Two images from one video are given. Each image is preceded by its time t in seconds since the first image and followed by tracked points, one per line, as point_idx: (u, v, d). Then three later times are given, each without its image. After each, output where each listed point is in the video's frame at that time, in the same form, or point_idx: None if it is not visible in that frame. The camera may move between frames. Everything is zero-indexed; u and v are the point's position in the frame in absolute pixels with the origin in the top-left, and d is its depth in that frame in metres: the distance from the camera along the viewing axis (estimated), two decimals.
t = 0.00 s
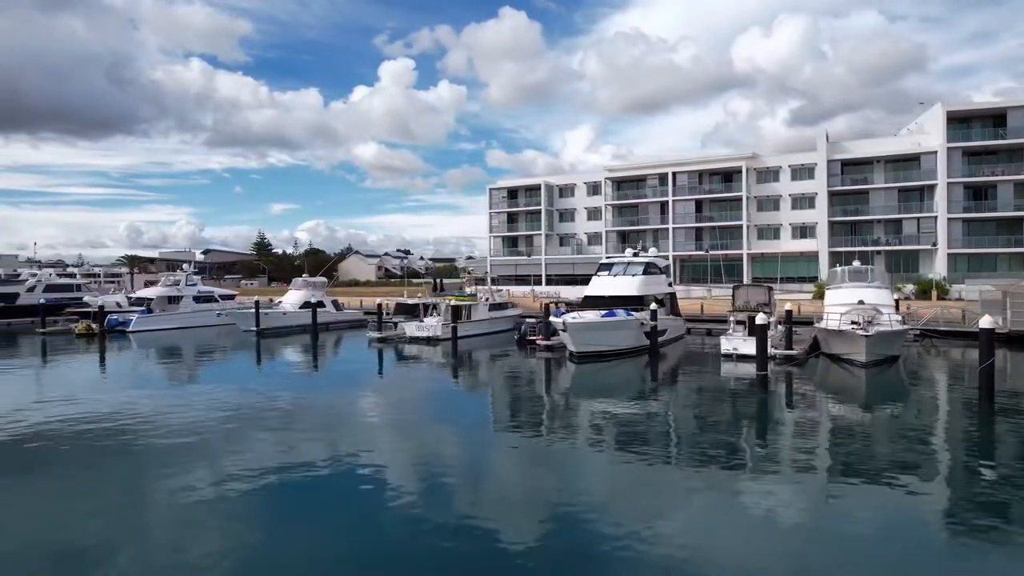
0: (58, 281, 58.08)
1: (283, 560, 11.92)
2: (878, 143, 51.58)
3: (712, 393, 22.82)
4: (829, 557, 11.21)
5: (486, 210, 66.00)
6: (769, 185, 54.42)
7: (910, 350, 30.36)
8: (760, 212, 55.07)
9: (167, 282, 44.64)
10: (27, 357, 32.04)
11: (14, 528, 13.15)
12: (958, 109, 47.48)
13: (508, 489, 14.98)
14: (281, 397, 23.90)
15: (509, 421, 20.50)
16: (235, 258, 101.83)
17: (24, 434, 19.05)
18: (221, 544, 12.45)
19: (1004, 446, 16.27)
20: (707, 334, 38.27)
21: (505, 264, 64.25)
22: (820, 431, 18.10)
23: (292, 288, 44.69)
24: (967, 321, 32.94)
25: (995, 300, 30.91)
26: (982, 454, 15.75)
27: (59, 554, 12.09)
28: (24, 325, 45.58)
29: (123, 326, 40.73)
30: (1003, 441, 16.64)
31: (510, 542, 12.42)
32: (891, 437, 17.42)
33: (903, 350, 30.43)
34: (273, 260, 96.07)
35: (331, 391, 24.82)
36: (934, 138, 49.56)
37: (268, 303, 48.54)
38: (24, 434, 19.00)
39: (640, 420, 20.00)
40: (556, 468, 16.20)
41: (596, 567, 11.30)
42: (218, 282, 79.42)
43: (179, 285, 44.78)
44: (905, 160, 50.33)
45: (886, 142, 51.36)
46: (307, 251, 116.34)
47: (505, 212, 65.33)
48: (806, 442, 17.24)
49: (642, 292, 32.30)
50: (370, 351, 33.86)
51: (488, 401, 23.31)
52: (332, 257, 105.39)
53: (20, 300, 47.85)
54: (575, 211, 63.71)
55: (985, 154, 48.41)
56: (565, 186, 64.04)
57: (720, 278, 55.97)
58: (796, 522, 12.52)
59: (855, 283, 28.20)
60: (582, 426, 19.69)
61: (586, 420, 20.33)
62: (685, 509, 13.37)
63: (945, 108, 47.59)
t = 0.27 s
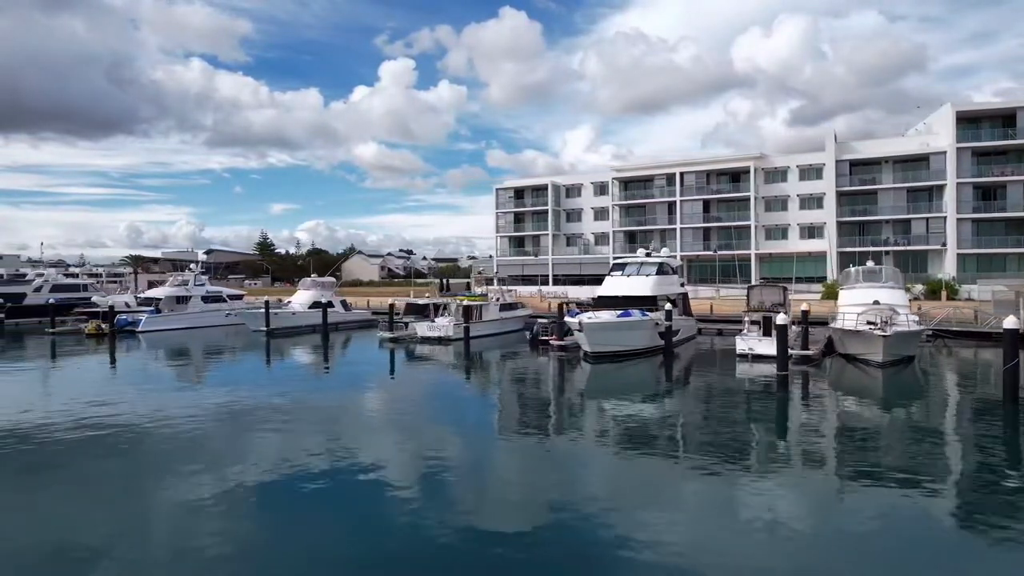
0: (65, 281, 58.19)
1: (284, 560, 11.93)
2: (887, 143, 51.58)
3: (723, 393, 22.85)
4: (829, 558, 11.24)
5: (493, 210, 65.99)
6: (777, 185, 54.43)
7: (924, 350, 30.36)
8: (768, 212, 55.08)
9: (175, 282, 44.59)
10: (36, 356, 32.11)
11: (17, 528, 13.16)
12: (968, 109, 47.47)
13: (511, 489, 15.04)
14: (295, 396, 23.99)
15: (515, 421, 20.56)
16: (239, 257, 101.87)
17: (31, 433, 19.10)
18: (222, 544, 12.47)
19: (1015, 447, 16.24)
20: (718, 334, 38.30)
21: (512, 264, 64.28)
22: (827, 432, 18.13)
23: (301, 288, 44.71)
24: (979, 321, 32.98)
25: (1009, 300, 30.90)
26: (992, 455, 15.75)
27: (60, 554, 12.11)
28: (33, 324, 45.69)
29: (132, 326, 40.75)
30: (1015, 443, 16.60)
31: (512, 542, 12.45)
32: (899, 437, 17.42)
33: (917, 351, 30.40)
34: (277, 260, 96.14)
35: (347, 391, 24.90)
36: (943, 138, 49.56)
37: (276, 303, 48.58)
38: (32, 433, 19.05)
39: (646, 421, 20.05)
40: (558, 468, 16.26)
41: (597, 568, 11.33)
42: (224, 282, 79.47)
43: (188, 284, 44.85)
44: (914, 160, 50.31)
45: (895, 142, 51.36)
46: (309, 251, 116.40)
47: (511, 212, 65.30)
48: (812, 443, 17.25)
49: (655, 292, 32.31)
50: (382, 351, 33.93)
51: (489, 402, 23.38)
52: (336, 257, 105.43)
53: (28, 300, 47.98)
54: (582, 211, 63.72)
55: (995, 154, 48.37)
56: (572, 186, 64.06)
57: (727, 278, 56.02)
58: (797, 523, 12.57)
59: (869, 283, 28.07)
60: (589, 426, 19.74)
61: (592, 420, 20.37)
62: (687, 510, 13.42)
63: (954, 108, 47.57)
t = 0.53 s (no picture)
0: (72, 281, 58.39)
1: (280, 561, 11.92)
2: (895, 143, 51.55)
3: (735, 393, 22.86)
4: (826, 561, 11.27)
5: (500, 210, 65.97)
6: (784, 185, 54.45)
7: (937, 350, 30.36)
8: (776, 213, 55.12)
9: (183, 282, 44.56)
10: (43, 356, 32.19)
11: (14, 526, 13.18)
12: (977, 110, 47.40)
13: (511, 489, 15.08)
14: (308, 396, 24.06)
15: (521, 422, 20.59)
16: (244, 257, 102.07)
17: (36, 433, 19.14)
18: (218, 545, 12.45)
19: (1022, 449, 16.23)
20: (728, 334, 38.34)
21: (518, 264, 64.31)
22: (831, 432, 18.16)
23: (309, 288, 44.77)
24: (991, 321, 32.93)
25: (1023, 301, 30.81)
26: (998, 457, 15.75)
27: (56, 553, 12.10)
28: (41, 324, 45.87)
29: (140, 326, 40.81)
30: None
31: (509, 542, 12.48)
32: (904, 438, 17.44)
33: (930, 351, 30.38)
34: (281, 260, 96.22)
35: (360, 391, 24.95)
36: (950, 138, 49.52)
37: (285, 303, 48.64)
38: (38, 433, 19.10)
39: (650, 421, 20.09)
40: (560, 468, 16.31)
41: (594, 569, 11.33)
42: (228, 282, 79.57)
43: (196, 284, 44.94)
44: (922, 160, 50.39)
45: (903, 142, 51.32)
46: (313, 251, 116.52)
47: (518, 212, 65.26)
48: (815, 444, 17.28)
49: (668, 292, 32.29)
50: (393, 351, 33.97)
51: (497, 401, 23.42)
52: (339, 257, 105.48)
53: (36, 300, 48.14)
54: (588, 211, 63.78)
55: (1003, 154, 48.25)
56: (579, 186, 64.11)
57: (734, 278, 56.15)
58: (796, 524, 12.61)
59: (881, 283, 28.05)
60: (594, 426, 19.80)
61: (597, 420, 20.42)
62: (686, 511, 13.46)
63: (962, 108, 47.47)
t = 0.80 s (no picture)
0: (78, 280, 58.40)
1: (281, 561, 11.92)
2: (902, 143, 51.54)
3: (745, 393, 22.90)
4: (825, 560, 11.34)
5: (506, 210, 65.93)
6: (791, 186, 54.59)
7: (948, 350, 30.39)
8: (782, 213, 55.21)
9: (190, 283, 44.43)
10: (50, 356, 32.22)
11: (13, 527, 13.13)
12: (985, 110, 47.41)
13: (513, 488, 15.13)
14: (320, 396, 24.09)
15: (527, 421, 20.65)
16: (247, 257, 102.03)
17: (43, 433, 19.16)
18: (219, 545, 12.46)
19: None
20: (738, 334, 38.35)
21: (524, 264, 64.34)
22: (835, 432, 18.22)
23: (317, 288, 44.82)
24: (1001, 321, 32.96)
25: None
26: (1002, 456, 15.79)
27: (57, 554, 12.09)
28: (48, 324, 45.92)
29: (147, 326, 40.80)
30: None
31: (509, 542, 12.47)
32: (908, 437, 17.49)
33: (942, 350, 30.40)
34: (284, 260, 96.19)
35: (372, 391, 24.96)
36: (958, 138, 49.56)
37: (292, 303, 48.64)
38: (45, 433, 19.12)
39: (654, 421, 20.15)
40: (562, 467, 16.39)
41: (594, 569, 11.36)
42: (233, 283, 79.56)
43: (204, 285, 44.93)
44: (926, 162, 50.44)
45: (910, 142, 51.31)
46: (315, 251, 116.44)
47: (524, 212, 65.21)
48: (818, 443, 17.33)
49: (679, 292, 32.27)
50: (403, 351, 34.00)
51: (505, 401, 23.49)
52: (341, 257, 105.44)
53: (41, 300, 48.13)
54: (594, 211, 63.76)
55: (1011, 154, 48.26)
56: (584, 186, 64.08)
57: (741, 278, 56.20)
58: (794, 523, 12.72)
59: (892, 285, 28.30)
60: (599, 426, 19.86)
61: (602, 420, 20.46)
62: (686, 510, 13.53)
63: (970, 109, 47.52)
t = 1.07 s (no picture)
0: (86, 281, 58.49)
1: (285, 561, 11.93)
2: (912, 143, 51.54)
3: (758, 394, 22.91)
4: (827, 559, 11.41)
5: (513, 210, 65.94)
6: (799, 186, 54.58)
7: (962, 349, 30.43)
8: (791, 212, 55.21)
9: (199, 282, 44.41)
10: (60, 356, 32.26)
11: (16, 527, 13.19)
12: (995, 110, 47.41)
13: (518, 487, 15.18)
14: (336, 397, 24.09)
15: (537, 421, 20.67)
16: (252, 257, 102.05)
17: (54, 433, 19.21)
18: (223, 545, 12.47)
19: None
20: (751, 334, 38.40)
21: (532, 264, 64.37)
22: (840, 432, 18.27)
23: (327, 287, 44.81)
24: (1016, 322, 32.97)
25: None
26: (1009, 457, 15.81)
27: (62, 554, 12.11)
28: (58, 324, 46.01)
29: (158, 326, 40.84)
30: None
31: (509, 541, 12.53)
32: (915, 438, 17.51)
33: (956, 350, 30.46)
34: (289, 260, 96.25)
35: (388, 392, 24.97)
36: (969, 138, 49.56)
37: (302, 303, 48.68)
38: (57, 433, 19.18)
39: (662, 421, 20.19)
40: (568, 466, 16.45)
41: (599, 569, 11.38)
42: (239, 283, 79.66)
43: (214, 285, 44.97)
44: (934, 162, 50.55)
45: (920, 143, 51.32)
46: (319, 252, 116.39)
47: (531, 212, 65.24)
48: (823, 444, 17.39)
49: (694, 292, 32.27)
50: (416, 351, 34.01)
51: (518, 401, 23.52)
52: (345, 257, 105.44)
53: (50, 301, 48.22)
54: (602, 211, 63.76)
55: (1022, 154, 48.25)
56: (592, 186, 64.14)
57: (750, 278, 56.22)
58: (793, 522, 12.78)
59: (908, 284, 28.13)
60: (607, 426, 19.92)
61: (610, 420, 20.51)
62: (689, 509, 13.60)
63: (981, 109, 47.52)
